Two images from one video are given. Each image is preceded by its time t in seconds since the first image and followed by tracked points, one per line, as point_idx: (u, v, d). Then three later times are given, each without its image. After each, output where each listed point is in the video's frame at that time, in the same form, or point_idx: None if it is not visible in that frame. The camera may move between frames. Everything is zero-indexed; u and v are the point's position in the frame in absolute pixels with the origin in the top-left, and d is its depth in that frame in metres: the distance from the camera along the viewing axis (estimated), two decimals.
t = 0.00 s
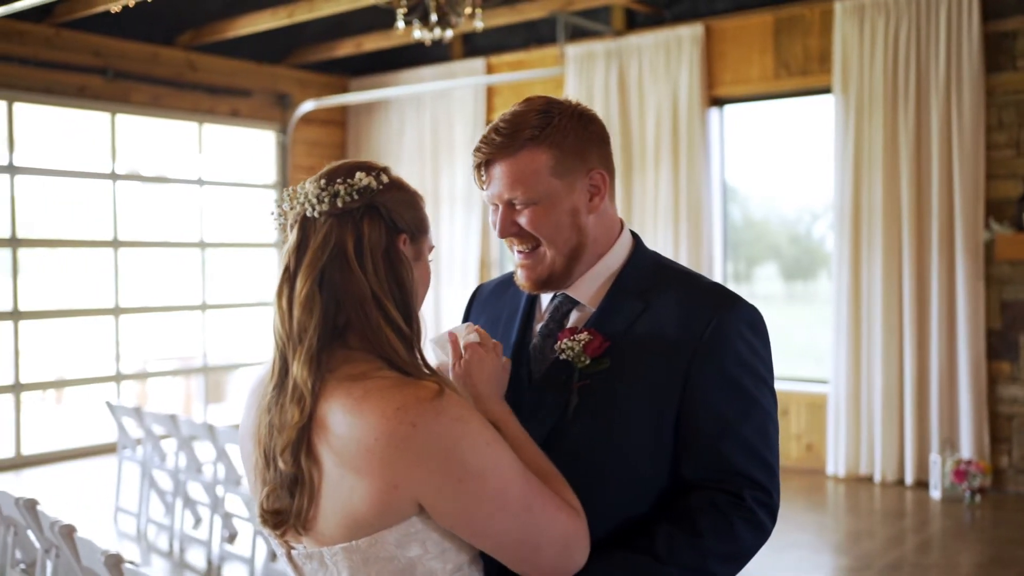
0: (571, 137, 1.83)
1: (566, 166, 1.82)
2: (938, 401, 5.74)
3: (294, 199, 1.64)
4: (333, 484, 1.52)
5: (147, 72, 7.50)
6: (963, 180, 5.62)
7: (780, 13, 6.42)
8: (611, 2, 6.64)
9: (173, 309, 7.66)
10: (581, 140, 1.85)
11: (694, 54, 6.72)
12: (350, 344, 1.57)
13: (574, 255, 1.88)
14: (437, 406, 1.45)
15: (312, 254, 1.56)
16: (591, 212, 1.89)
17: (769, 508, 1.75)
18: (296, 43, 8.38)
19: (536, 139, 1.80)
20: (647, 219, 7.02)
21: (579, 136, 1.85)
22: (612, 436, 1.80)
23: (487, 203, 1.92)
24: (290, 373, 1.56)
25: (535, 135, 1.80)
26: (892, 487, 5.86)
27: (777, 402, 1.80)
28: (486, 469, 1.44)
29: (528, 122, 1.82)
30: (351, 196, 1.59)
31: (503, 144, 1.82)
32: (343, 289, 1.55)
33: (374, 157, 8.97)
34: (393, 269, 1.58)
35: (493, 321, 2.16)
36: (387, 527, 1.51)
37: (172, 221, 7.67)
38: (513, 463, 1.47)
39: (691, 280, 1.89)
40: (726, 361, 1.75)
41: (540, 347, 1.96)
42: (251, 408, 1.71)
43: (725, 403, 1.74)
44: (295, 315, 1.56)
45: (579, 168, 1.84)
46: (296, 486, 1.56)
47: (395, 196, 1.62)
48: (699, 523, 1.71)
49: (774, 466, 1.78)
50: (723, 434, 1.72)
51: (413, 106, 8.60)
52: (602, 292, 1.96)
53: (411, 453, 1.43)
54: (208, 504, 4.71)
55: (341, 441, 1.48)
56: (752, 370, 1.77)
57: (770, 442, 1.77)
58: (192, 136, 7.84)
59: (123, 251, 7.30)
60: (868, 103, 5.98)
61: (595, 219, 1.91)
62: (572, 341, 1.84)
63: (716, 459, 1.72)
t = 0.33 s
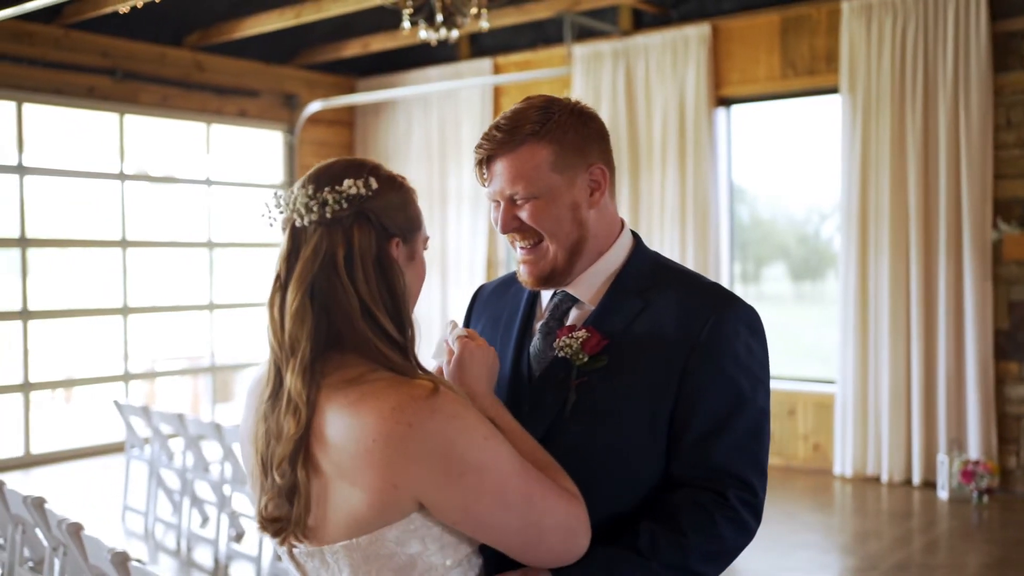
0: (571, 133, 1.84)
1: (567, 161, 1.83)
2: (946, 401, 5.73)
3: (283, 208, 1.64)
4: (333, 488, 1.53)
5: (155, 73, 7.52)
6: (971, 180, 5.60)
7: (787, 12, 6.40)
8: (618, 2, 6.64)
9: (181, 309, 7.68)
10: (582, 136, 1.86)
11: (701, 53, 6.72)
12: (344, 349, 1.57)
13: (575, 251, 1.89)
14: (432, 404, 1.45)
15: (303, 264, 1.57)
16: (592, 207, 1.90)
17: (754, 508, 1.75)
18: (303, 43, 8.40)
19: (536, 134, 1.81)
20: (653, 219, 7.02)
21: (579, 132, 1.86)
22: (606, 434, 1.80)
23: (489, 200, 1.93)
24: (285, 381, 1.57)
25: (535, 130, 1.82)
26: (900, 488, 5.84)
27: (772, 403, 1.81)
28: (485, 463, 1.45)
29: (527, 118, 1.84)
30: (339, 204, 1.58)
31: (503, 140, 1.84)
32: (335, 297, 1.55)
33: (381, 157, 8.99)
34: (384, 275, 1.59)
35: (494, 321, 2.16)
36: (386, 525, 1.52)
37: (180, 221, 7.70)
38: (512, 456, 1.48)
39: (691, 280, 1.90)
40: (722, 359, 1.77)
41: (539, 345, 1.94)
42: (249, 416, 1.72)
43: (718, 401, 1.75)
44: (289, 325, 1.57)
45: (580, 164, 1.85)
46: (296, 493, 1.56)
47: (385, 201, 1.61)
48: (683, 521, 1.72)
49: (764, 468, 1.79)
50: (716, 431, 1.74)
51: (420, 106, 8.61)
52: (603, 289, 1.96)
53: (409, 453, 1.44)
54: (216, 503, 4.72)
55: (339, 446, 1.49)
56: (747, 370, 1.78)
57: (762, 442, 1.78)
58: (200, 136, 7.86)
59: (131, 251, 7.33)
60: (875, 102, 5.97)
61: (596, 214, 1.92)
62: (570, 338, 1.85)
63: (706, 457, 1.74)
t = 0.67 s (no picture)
0: (579, 129, 1.87)
1: (573, 155, 1.85)
2: (952, 402, 5.72)
3: (274, 219, 1.65)
4: (332, 493, 1.54)
5: (162, 74, 7.55)
6: (977, 179, 5.59)
7: (793, 12, 6.40)
8: (623, 3, 6.63)
9: (187, 309, 7.70)
10: (589, 134, 1.89)
11: (706, 53, 6.71)
12: (339, 357, 1.58)
13: (575, 245, 1.90)
14: (427, 405, 1.46)
15: (296, 275, 1.57)
16: (595, 204, 1.91)
17: (740, 509, 1.74)
18: (309, 44, 8.42)
19: (544, 126, 1.84)
20: (658, 220, 7.02)
21: (587, 129, 1.89)
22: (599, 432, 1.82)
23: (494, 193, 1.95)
24: (281, 392, 1.57)
25: (544, 123, 1.84)
26: (906, 489, 5.83)
27: (766, 405, 1.81)
28: (480, 461, 1.46)
29: (537, 112, 1.86)
30: (330, 214, 1.58)
31: (512, 130, 1.87)
32: (329, 307, 1.56)
33: (387, 157, 9.01)
34: (377, 281, 1.60)
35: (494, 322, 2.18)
36: (387, 525, 1.53)
37: (186, 221, 7.71)
38: (508, 451, 1.49)
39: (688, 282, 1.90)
40: (714, 359, 1.76)
41: (538, 344, 1.96)
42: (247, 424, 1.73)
43: (708, 400, 1.75)
44: (283, 336, 1.57)
45: (584, 160, 1.87)
46: (295, 501, 1.57)
47: (378, 208, 1.61)
48: (668, 518, 1.73)
49: (754, 469, 1.78)
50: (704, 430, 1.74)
51: (426, 106, 8.62)
52: (602, 289, 1.97)
53: (406, 455, 1.45)
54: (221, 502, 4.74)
55: (337, 453, 1.50)
56: (739, 371, 1.77)
57: (752, 442, 1.77)
58: (206, 136, 7.88)
59: (138, 251, 7.35)
60: (880, 102, 5.96)
61: (598, 211, 1.93)
62: (567, 336, 1.86)
63: (693, 455, 1.74)
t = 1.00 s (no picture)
0: (590, 127, 1.90)
1: (581, 152, 1.88)
2: (959, 401, 5.70)
3: (273, 220, 1.65)
4: (331, 496, 1.55)
5: (170, 74, 7.58)
6: (986, 179, 5.58)
7: (800, 12, 6.39)
8: (631, 2, 6.62)
9: (195, 309, 7.73)
10: (599, 133, 1.91)
11: (714, 53, 6.71)
12: (336, 360, 1.59)
13: (576, 240, 1.92)
14: (423, 408, 1.47)
15: (294, 277, 1.58)
16: (599, 202, 1.93)
17: (742, 507, 1.75)
18: (317, 44, 8.44)
19: (554, 121, 1.87)
20: (666, 220, 7.01)
21: (597, 129, 1.91)
22: (598, 431, 1.82)
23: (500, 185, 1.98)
24: (280, 395, 1.58)
25: (554, 117, 1.87)
26: (913, 489, 5.81)
27: (764, 403, 1.82)
28: (479, 461, 1.47)
29: (548, 106, 1.89)
30: (328, 216, 1.58)
31: (523, 121, 1.89)
32: (326, 310, 1.57)
33: (394, 157, 9.02)
34: (375, 284, 1.60)
35: (494, 321, 2.19)
36: (387, 527, 1.54)
37: (195, 221, 7.74)
38: (506, 450, 1.50)
39: (686, 281, 1.91)
40: (713, 358, 1.77)
41: (537, 342, 1.97)
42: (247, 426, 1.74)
43: (709, 400, 1.76)
44: (282, 339, 1.58)
45: (592, 157, 1.90)
46: (295, 504, 1.58)
47: (376, 211, 1.62)
48: (671, 518, 1.73)
49: (755, 468, 1.79)
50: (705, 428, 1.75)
51: (433, 106, 8.64)
52: (602, 287, 1.98)
53: (403, 458, 1.45)
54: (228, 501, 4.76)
55: (336, 456, 1.51)
56: (739, 370, 1.78)
57: (753, 440, 1.78)
58: (214, 137, 7.90)
59: (146, 252, 7.38)
60: (888, 102, 5.94)
61: (602, 209, 1.94)
62: (565, 335, 1.86)
63: (695, 453, 1.74)
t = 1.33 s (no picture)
0: (589, 128, 1.90)
1: (581, 152, 1.89)
2: (966, 401, 5.70)
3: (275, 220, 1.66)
4: (333, 496, 1.55)
5: (178, 75, 7.60)
6: (993, 179, 5.56)
7: (807, 11, 6.38)
8: (637, 3, 6.62)
9: (203, 309, 7.75)
10: (598, 134, 1.92)
11: (720, 53, 6.70)
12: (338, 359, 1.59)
13: (577, 239, 1.93)
14: (421, 408, 1.47)
15: (295, 276, 1.59)
16: (599, 202, 1.94)
17: (743, 503, 1.76)
18: (324, 44, 8.46)
19: (554, 122, 1.87)
20: (673, 220, 7.00)
21: (596, 130, 1.92)
22: (596, 428, 1.82)
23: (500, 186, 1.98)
24: (282, 395, 1.59)
25: (554, 119, 1.87)
26: (920, 489, 5.80)
27: (763, 400, 1.82)
28: (477, 458, 1.48)
29: (548, 108, 1.89)
30: (329, 215, 1.59)
31: (523, 123, 1.90)
32: (326, 310, 1.57)
33: (401, 157, 9.04)
34: (376, 284, 1.61)
35: (493, 322, 2.19)
36: (388, 527, 1.55)
37: (202, 221, 7.76)
38: (504, 448, 1.51)
39: (684, 279, 1.92)
40: (712, 355, 1.77)
41: (536, 339, 1.98)
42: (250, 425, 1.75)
43: (708, 397, 1.76)
44: (283, 338, 1.59)
45: (591, 157, 1.90)
46: (297, 504, 1.58)
47: (377, 210, 1.62)
48: (672, 513, 1.73)
49: (755, 465, 1.79)
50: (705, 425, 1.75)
51: (440, 106, 8.65)
52: (601, 286, 1.99)
53: (403, 457, 1.46)
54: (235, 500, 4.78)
55: (338, 456, 1.51)
56: (737, 368, 1.79)
57: (753, 437, 1.79)
58: (221, 137, 7.92)
59: (153, 252, 7.40)
60: (895, 102, 5.93)
61: (602, 209, 1.95)
62: (564, 332, 1.87)
63: (695, 449, 1.75)
